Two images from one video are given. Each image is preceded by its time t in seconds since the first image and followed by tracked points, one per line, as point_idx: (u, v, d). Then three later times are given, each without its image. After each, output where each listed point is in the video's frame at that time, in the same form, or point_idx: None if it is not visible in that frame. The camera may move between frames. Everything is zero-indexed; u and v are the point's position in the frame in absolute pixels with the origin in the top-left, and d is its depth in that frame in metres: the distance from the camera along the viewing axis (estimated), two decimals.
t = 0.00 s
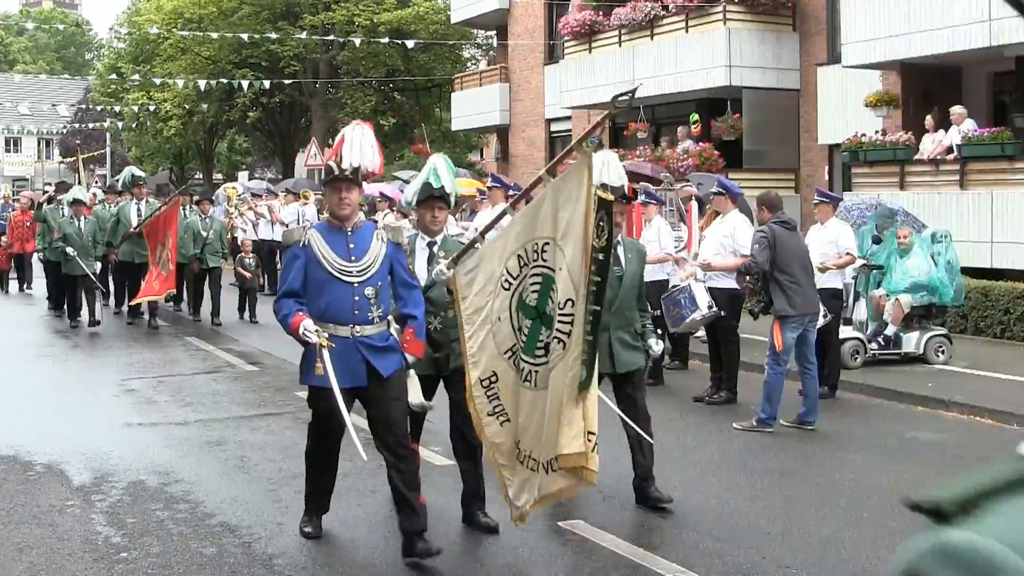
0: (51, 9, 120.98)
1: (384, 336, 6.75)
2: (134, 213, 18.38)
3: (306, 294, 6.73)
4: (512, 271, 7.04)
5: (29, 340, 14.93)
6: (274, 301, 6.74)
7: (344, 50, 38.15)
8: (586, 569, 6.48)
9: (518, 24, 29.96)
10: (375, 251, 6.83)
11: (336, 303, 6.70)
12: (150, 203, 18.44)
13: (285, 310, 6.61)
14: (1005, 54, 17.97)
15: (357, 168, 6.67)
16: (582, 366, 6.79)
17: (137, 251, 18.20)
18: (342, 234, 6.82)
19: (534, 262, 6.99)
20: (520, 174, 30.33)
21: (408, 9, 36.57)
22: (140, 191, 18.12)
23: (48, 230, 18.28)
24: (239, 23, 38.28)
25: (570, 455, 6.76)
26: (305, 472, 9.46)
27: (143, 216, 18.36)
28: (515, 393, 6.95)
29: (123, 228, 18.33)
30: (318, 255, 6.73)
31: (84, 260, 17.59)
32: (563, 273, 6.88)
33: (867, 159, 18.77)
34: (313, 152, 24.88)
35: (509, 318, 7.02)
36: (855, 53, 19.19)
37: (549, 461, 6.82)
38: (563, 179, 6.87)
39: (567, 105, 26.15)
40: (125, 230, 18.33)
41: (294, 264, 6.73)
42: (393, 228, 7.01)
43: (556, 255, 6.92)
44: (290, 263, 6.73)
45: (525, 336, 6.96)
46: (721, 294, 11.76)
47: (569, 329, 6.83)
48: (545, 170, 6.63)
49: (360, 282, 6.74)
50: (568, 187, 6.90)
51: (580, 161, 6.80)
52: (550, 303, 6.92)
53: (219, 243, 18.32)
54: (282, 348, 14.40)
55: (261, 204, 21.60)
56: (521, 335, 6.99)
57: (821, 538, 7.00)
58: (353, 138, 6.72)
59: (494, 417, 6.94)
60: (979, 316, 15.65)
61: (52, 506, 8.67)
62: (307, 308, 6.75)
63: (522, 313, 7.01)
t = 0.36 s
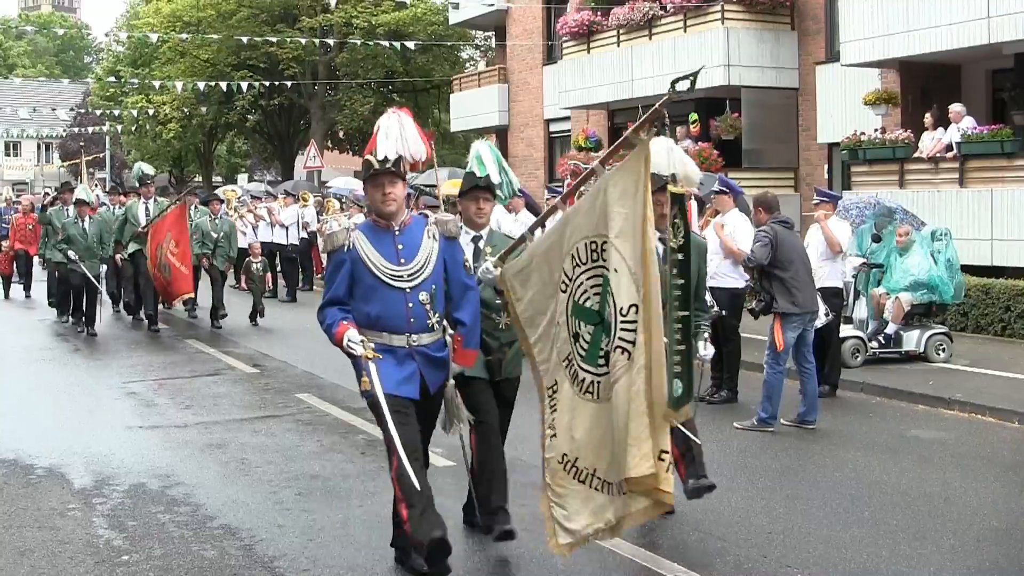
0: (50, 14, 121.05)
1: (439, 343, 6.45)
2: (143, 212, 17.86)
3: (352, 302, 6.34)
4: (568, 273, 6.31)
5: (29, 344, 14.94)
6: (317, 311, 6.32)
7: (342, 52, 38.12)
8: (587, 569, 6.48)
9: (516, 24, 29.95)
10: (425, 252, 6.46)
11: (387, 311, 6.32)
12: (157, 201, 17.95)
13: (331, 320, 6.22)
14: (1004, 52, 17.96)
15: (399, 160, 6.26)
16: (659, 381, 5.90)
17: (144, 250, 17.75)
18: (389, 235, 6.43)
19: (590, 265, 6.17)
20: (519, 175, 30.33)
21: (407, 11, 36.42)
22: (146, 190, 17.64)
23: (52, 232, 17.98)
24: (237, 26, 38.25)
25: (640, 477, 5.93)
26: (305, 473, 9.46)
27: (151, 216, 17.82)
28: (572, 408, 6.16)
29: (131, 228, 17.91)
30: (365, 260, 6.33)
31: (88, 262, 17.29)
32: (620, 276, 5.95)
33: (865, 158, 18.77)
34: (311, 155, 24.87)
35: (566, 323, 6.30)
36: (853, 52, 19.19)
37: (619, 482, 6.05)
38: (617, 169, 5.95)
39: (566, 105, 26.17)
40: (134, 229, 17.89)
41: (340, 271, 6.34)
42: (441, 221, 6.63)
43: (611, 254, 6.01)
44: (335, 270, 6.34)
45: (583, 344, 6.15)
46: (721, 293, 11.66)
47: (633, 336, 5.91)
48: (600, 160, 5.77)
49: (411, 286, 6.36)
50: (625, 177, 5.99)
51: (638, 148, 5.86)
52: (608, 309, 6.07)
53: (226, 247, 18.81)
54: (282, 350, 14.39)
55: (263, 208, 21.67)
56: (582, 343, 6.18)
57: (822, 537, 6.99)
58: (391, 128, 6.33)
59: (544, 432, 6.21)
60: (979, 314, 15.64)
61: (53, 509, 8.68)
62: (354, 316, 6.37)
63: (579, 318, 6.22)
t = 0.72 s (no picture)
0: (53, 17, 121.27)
1: (491, 359, 5.54)
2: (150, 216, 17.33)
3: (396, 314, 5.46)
4: (638, 282, 5.47)
5: (32, 346, 14.94)
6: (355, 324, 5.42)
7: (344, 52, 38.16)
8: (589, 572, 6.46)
9: (516, 23, 29.94)
10: (475, 258, 5.57)
11: (434, 323, 5.42)
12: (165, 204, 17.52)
13: (372, 334, 5.31)
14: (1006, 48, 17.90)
15: (448, 157, 5.43)
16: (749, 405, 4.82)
17: (154, 255, 17.28)
18: (436, 240, 5.55)
19: (662, 273, 5.27)
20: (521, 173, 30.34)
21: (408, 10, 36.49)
22: (153, 191, 17.16)
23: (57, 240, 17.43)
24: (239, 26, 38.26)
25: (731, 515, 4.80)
26: (308, 473, 9.46)
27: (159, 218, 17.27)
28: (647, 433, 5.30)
29: (139, 232, 17.31)
30: (409, 266, 5.45)
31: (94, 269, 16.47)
32: (702, 286, 4.96)
33: (867, 155, 18.73)
34: (313, 156, 24.85)
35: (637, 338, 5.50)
36: (855, 49, 19.13)
37: (703, 513, 5.06)
38: (698, 164, 4.98)
39: (567, 104, 26.16)
40: (142, 233, 17.31)
41: (379, 279, 5.45)
42: (493, 225, 5.77)
43: (689, 261, 5.07)
44: (374, 278, 5.46)
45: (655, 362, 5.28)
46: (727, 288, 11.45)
47: (720, 353, 4.90)
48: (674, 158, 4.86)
49: (462, 296, 5.46)
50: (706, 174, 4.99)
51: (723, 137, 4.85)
52: (686, 322, 5.15)
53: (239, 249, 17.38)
54: (285, 351, 14.38)
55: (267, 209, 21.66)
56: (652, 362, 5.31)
57: (826, 535, 6.97)
58: (439, 122, 5.50)
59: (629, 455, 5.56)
60: (982, 311, 15.61)
61: (56, 512, 8.68)
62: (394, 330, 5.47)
63: (650, 334, 5.36)
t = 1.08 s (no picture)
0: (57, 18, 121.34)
1: (548, 380, 5.03)
2: (165, 217, 17.33)
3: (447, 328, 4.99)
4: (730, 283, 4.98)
5: (36, 346, 14.93)
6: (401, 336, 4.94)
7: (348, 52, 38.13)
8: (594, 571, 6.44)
9: (520, 23, 29.91)
10: (534, 270, 5.08)
11: (488, 340, 4.92)
12: (179, 206, 17.41)
13: (422, 349, 4.82)
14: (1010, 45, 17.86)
15: (513, 156, 4.92)
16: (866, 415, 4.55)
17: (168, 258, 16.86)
18: (490, 248, 5.06)
19: (764, 273, 4.84)
20: (525, 173, 30.33)
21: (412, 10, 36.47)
22: (167, 194, 17.15)
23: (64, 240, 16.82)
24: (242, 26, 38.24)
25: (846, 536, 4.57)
26: (312, 473, 9.47)
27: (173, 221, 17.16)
28: (742, 450, 4.93)
29: (151, 234, 17.28)
30: (461, 277, 4.96)
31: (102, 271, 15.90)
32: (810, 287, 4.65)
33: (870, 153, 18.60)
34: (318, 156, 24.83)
35: (725, 348, 5.00)
36: (859, 48, 19.09)
37: (804, 538, 4.73)
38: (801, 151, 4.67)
39: (571, 103, 26.14)
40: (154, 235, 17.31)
41: (427, 289, 4.96)
42: (554, 233, 5.27)
43: (796, 261, 4.71)
44: (422, 286, 4.97)
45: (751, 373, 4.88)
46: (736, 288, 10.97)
47: (827, 358, 4.62)
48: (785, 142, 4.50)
49: (516, 312, 4.98)
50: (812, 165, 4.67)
51: (831, 123, 4.54)
52: (789, 328, 4.75)
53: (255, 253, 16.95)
54: (290, 351, 14.37)
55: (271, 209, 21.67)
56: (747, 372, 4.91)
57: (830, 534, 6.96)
58: (501, 114, 4.97)
59: (705, 480, 5.07)
60: (986, 309, 15.59)
61: (61, 512, 8.69)
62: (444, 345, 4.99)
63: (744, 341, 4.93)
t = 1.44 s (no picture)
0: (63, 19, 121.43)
1: (625, 393, 4.86)
2: (180, 214, 16.69)
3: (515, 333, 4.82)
4: (843, 277, 4.53)
5: (40, 347, 14.94)
6: (462, 341, 4.80)
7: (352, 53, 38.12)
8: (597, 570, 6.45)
9: (525, 24, 29.89)
10: (608, 269, 4.88)
11: (559, 348, 4.74)
12: (196, 202, 16.78)
13: (480, 356, 4.69)
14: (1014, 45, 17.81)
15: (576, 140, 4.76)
16: (1005, 422, 4.00)
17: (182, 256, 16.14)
18: (560, 245, 4.89)
19: (880, 262, 4.37)
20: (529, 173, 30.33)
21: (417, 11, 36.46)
22: (184, 188, 16.47)
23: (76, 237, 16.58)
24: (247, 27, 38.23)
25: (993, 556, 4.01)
26: (317, 474, 9.47)
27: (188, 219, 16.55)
28: (860, 459, 4.41)
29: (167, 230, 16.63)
30: (528, 278, 4.79)
31: (114, 270, 15.65)
32: (936, 278, 4.13)
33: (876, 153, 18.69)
34: (323, 156, 24.80)
35: (842, 347, 4.52)
36: (865, 48, 19.05)
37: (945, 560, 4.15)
38: (917, 127, 4.26)
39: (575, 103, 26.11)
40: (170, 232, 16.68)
41: (491, 289, 4.81)
42: (636, 224, 5.04)
43: (914, 248, 4.21)
44: (486, 287, 4.82)
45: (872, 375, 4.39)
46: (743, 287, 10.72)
47: (961, 358, 4.09)
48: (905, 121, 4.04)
49: (589, 317, 4.78)
50: (931, 147, 4.22)
51: (951, 96, 4.12)
52: (912, 321, 4.24)
53: (270, 252, 16.63)
54: (295, 351, 14.38)
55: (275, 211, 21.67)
56: (868, 373, 4.42)
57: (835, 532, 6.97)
58: (562, 99, 4.77)
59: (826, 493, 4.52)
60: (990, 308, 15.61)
61: (66, 512, 8.70)
62: (507, 350, 4.83)
63: (862, 338, 4.44)
